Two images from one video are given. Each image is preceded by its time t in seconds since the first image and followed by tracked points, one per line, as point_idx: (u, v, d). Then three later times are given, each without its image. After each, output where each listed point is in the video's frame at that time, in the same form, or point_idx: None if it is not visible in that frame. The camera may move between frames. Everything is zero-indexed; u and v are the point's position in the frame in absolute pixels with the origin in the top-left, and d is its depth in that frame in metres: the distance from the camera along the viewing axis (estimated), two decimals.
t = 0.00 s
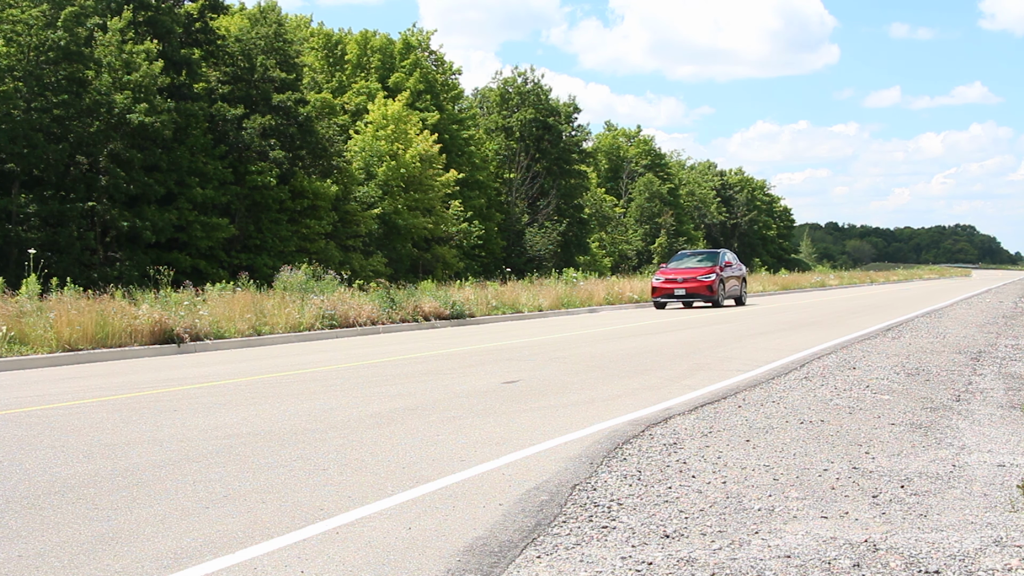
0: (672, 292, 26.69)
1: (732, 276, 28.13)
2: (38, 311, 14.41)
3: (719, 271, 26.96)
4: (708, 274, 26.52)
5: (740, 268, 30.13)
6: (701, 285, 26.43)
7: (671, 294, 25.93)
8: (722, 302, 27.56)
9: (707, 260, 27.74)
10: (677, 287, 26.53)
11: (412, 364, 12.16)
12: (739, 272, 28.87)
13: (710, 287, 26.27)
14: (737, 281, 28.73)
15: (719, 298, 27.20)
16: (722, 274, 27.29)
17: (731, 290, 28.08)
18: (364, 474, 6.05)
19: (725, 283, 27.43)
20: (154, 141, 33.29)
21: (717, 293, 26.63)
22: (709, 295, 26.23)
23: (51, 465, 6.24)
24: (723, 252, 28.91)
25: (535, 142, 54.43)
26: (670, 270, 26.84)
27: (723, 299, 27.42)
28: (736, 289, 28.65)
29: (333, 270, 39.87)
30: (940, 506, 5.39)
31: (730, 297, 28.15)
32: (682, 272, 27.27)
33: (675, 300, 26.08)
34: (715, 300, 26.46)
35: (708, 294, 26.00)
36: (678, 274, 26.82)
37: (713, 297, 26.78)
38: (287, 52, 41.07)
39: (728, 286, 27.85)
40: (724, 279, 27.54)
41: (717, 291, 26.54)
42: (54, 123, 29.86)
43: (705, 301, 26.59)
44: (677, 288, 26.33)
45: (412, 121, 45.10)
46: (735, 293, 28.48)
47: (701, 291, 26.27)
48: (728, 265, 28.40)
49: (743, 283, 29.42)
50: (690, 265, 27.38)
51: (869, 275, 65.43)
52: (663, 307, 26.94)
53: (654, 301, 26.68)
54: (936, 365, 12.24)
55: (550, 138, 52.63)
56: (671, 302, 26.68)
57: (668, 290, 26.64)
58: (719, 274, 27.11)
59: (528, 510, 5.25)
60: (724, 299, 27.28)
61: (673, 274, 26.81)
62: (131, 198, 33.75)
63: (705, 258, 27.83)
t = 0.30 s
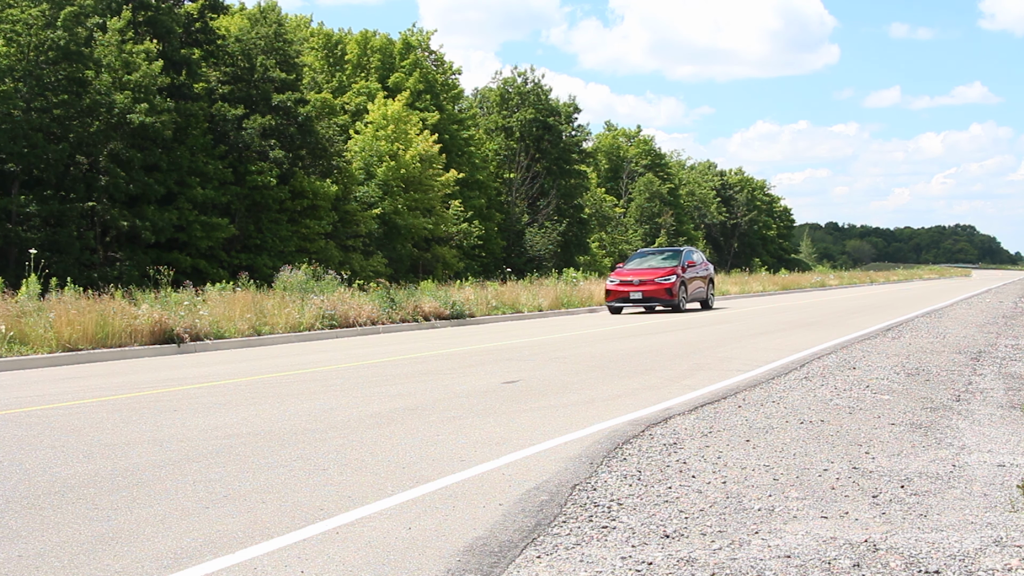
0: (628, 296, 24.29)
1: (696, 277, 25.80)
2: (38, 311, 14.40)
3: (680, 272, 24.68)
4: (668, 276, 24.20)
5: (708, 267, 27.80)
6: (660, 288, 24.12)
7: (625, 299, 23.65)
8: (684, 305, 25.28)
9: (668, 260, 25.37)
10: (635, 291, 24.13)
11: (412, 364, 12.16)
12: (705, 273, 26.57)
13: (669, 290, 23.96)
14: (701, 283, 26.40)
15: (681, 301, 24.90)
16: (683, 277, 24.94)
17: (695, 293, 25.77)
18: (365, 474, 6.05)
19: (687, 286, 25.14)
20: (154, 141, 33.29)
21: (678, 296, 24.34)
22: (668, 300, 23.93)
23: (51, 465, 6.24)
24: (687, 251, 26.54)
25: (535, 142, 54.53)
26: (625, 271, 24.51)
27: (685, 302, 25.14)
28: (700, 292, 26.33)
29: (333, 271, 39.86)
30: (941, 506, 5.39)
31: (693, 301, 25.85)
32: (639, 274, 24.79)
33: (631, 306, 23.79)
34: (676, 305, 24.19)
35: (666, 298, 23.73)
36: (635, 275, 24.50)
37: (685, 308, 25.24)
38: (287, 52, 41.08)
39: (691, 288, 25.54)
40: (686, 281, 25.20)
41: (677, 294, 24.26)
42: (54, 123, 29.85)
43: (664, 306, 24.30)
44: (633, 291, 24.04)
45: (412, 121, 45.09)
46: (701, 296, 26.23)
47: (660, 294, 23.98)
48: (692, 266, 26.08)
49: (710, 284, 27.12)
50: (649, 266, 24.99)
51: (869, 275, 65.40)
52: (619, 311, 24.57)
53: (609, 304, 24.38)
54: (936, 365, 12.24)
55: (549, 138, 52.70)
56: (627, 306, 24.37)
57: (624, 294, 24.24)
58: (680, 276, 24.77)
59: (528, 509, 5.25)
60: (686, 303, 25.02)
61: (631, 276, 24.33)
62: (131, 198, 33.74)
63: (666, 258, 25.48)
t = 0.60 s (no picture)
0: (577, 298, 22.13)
1: (655, 279, 23.57)
2: (38, 311, 14.41)
3: (635, 274, 22.47)
4: (620, 277, 22.02)
5: (673, 266, 25.52)
6: (610, 291, 21.94)
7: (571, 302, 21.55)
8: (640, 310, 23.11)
9: (624, 259, 23.20)
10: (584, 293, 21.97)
11: (412, 364, 12.15)
12: (667, 274, 24.35)
13: (621, 294, 21.76)
14: (663, 285, 24.14)
15: (635, 306, 22.71)
16: (639, 277, 22.75)
17: (653, 296, 23.53)
18: (365, 474, 6.05)
19: (643, 288, 22.91)
20: (154, 141, 33.28)
21: (630, 300, 22.13)
22: (620, 303, 21.75)
23: (51, 465, 6.24)
24: (646, 250, 24.27)
25: (535, 142, 54.76)
26: (573, 272, 22.38)
27: (641, 307, 22.94)
28: (660, 295, 24.05)
29: (333, 270, 39.85)
30: (941, 506, 5.39)
31: (652, 304, 23.62)
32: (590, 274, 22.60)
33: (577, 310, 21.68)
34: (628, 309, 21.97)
35: (616, 302, 21.56)
36: (584, 276, 22.34)
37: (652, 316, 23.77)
38: (287, 52, 41.07)
39: (649, 291, 23.31)
40: (643, 283, 22.99)
41: (630, 298, 22.03)
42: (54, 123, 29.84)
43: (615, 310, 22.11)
44: (580, 294, 21.94)
45: (412, 121, 45.08)
46: (661, 299, 24.00)
47: (610, 298, 21.78)
48: (652, 266, 23.86)
49: (673, 286, 24.88)
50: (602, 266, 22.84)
51: (869, 275, 65.37)
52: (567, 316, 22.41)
53: (554, 308, 22.25)
54: (936, 365, 12.24)
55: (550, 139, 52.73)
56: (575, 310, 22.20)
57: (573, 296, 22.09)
58: (635, 277, 22.55)
59: (528, 509, 5.25)
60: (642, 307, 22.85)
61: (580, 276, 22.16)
62: (131, 198, 33.75)
63: (621, 258, 23.27)
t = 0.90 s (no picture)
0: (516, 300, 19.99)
1: (605, 280, 21.44)
2: (38, 311, 14.40)
3: (581, 273, 20.33)
4: (563, 276, 19.91)
5: (629, 266, 23.35)
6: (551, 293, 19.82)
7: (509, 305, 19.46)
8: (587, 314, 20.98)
9: (570, 258, 21.06)
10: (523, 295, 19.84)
11: (412, 364, 12.15)
12: (620, 275, 22.22)
13: (563, 296, 19.63)
14: (615, 287, 22.00)
15: (580, 309, 20.56)
16: (586, 278, 20.62)
17: (603, 299, 21.37)
18: (365, 474, 6.05)
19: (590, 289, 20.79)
20: (154, 141, 33.27)
21: (575, 302, 20.01)
22: (562, 306, 19.66)
23: (52, 465, 6.24)
24: (597, 248, 22.13)
25: (534, 142, 54.72)
26: (512, 271, 20.24)
27: (588, 310, 20.82)
28: (612, 298, 21.89)
29: (333, 270, 39.86)
30: (941, 506, 5.39)
31: (602, 308, 21.51)
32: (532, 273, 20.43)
33: (515, 313, 19.57)
34: (571, 313, 19.84)
35: (557, 304, 19.47)
36: (524, 276, 20.20)
37: (608, 320, 22.14)
38: (287, 52, 41.08)
39: (598, 292, 21.17)
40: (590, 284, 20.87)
41: (573, 300, 19.90)
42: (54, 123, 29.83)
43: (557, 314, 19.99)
44: (519, 295, 19.86)
45: (412, 121, 45.10)
46: (612, 302, 21.87)
47: (552, 300, 19.65)
48: (602, 266, 21.73)
49: (627, 288, 22.74)
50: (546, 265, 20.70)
51: (869, 275, 65.40)
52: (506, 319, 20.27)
53: (490, 310, 20.13)
54: (936, 365, 12.24)
55: (550, 138, 52.77)
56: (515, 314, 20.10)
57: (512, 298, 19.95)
58: (581, 277, 20.42)
59: (528, 509, 5.25)
60: (589, 310, 20.73)
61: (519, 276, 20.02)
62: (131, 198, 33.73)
63: (568, 256, 21.11)
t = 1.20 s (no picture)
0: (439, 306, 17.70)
1: (544, 282, 19.18)
2: (38, 311, 14.40)
3: (512, 274, 18.08)
4: (492, 278, 17.62)
5: (576, 267, 21.11)
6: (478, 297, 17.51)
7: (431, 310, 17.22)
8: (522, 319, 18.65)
9: (503, 258, 18.75)
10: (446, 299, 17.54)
11: (412, 364, 12.15)
12: (563, 276, 19.96)
13: (490, 300, 17.39)
14: (557, 289, 19.74)
15: (514, 314, 18.32)
16: (519, 279, 18.29)
17: (541, 302, 19.09)
18: (365, 474, 6.05)
19: (525, 293, 18.48)
20: (154, 141, 33.27)
21: (505, 306, 17.76)
22: (489, 312, 17.37)
23: (52, 465, 6.24)
24: (536, 247, 19.87)
25: (535, 142, 54.70)
26: (435, 273, 18.01)
27: (523, 316, 18.50)
28: (553, 302, 19.60)
29: (333, 270, 39.86)
30: (941, 506, 5.39)
31: (541, 313, 19.23)
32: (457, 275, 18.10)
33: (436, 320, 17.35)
34: (501, 318, 17.60)
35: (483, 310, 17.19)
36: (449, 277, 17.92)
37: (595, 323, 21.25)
38: (287, 52, 41.10)
39: (536, 295, 18.92)
40: (524, 287, 18.52)
41: (502, 304, 17.60)
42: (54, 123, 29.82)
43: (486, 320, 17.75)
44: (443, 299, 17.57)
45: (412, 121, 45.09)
46: (553, 306, 19.62)
47: (479, 304, 17.40)
48: (542, 266, 19.49)
49: (572, 290, 20.49)
50: (476, 266, 18.43)
51: (869, 275, 65.37)
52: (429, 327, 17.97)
53: (411, 317, 17.92)
54: (936, 365, 12.24)
55: (550, 138, 52.76)
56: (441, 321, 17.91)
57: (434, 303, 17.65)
58: (514, 278, 18.18)
59: (528, 509, 5.25)
60: (525, 315, 18.47)
61: (442, 279, 17.72)
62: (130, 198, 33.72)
63: (501, 255, 18.86)
